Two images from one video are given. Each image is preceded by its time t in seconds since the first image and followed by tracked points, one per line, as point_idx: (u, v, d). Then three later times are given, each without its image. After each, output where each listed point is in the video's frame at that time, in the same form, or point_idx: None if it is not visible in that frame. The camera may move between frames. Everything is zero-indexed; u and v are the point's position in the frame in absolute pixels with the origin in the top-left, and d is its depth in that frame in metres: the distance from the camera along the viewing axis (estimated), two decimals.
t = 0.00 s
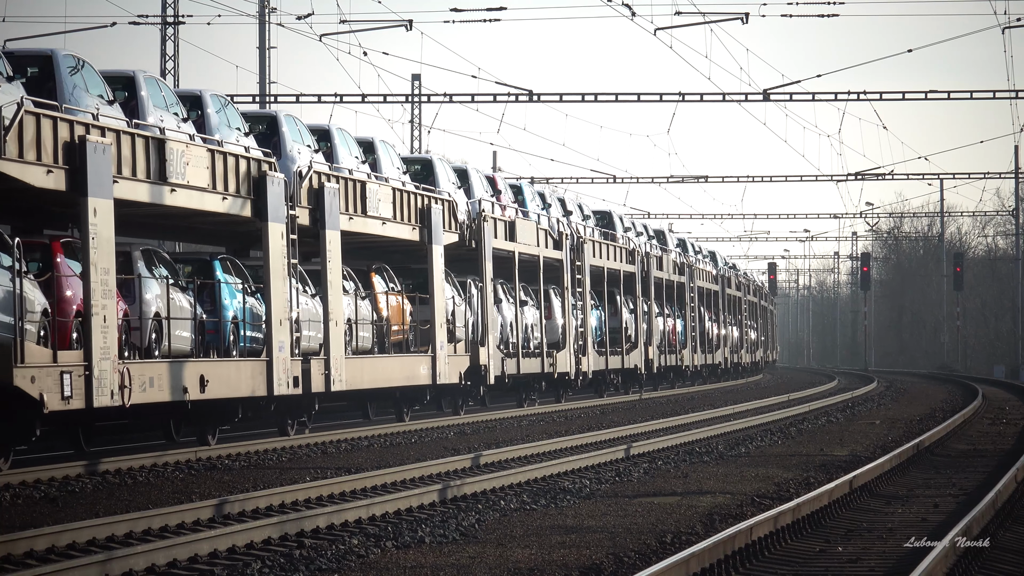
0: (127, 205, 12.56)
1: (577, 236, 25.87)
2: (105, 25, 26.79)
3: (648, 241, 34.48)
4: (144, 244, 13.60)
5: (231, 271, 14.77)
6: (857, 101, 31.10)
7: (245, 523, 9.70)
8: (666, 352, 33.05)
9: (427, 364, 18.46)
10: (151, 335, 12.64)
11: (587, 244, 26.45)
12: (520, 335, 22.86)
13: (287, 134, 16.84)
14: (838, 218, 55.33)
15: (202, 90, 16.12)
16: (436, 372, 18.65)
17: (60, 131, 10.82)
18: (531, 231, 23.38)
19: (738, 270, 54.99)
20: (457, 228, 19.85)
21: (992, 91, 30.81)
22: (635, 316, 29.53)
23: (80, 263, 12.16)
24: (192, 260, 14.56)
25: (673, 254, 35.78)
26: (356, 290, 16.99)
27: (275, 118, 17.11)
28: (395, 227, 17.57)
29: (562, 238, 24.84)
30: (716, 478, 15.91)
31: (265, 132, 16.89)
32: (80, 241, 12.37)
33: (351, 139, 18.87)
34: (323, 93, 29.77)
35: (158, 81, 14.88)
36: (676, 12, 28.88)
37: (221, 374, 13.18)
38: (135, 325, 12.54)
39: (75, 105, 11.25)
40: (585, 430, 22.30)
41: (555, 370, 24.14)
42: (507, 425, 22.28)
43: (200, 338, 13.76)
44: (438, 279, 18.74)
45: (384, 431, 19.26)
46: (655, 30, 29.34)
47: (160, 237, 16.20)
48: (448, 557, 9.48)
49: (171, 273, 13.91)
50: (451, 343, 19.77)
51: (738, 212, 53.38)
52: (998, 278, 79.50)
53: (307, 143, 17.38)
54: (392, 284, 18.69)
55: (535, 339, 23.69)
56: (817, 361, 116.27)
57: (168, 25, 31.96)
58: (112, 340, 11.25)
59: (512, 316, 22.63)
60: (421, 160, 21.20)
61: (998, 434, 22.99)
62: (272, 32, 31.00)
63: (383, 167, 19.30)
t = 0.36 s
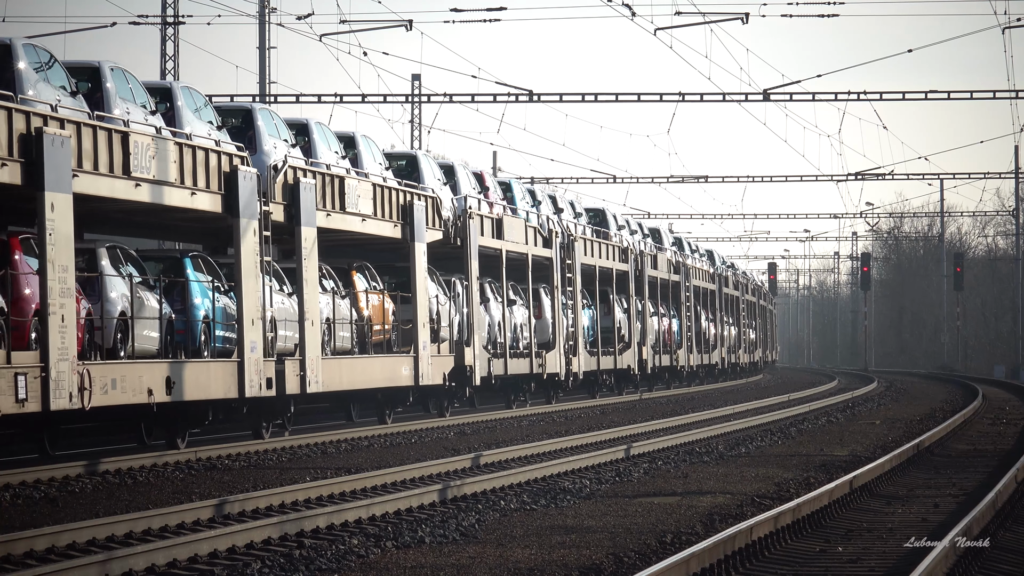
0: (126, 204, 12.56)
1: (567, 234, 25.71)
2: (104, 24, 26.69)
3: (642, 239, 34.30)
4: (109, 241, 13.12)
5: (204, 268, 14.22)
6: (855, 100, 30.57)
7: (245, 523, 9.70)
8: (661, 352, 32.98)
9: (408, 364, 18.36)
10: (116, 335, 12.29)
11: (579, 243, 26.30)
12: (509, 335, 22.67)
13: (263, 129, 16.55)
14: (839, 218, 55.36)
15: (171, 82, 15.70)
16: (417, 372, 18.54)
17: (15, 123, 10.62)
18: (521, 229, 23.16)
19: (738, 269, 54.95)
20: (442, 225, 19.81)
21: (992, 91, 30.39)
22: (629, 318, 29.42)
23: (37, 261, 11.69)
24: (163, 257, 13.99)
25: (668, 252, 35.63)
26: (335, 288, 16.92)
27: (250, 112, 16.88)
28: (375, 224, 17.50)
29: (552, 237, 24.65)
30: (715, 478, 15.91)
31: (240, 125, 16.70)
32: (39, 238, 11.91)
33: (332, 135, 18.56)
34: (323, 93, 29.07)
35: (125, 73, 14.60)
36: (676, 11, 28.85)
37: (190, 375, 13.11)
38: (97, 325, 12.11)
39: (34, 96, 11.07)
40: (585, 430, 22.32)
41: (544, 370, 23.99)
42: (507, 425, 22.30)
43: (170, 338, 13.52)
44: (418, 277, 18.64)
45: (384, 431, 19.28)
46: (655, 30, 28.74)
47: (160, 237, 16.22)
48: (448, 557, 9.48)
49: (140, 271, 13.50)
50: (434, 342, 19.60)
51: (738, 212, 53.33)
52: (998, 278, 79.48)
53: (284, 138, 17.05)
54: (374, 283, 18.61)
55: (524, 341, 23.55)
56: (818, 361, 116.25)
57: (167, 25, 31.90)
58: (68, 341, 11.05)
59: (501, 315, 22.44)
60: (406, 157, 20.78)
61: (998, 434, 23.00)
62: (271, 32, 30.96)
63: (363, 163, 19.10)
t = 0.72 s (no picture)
0: (126, 206, 12.55)
1: (558, 232, 25.41)
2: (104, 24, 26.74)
3: (639, 238, 34.40)
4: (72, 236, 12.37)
5: (173, 266, 13.65)
6: (856, 100, 31.16)
7: (246, 523, 9.70)
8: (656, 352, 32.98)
9: (388, 365, 17.87)
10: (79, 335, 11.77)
11: (569, 241, 25.99)
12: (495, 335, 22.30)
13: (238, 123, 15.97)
14: (839, 218, 55.42)
15: (140, 73, 14.76)
16: (400, 374, 18.08)
17: None
18: (509, 226, 22.80)
19: (738, 269, 55.07)
20: (425, 222, 19.23)
21: (992, 91, 30.70)
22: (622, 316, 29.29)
23: None
24: (133, 254, 13.35)
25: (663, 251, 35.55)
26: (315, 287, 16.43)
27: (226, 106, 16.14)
28: (355, 220, 16.81)
29: (541, 234, 24.32)
30: (715, 478, 15.90)
31: (215, 119, 15.98)
32: None
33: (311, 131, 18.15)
34: (323, 93, 28.95)
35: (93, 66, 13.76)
36: (677, 12, 28.95)
37: (158, 378, 12.44)
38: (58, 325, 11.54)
39: None
40: (585, 430, 22.33)
41: (532, 370, 23.69)
42: (507, 425, 22.31)
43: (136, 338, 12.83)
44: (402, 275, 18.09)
45: (383, 431, 19.27)
46: (655, 30, 29.21)
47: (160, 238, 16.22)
48: (447, 557, 9.49)
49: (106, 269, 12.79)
50: (417, 342, 19.18)
51: (738, 212, 53.46)
52: (998, 278, 79.55)
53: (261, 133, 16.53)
54: (355, 281, 18.12)
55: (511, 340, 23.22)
56: (818, 361, 116.35)
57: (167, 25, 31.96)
58: (23, 340, 10.46)
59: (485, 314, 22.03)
60: (391, 152, 20.45)
61: (998, 434, 23.01)
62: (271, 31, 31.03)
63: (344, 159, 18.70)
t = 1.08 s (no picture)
0: (125, 205, 12.54)
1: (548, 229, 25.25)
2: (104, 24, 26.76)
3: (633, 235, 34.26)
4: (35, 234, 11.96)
5: (140, 262, 13.34)
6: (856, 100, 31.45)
7: (245, 523, 9.70)
8: (654, 352, 32.97)
9: (368, 365, 17.47)
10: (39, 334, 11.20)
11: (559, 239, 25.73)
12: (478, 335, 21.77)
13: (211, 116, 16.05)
14: (839, 218, 55.47)
15: (106, 65, 14.61)
16: (381, 375, 17.70)
17: None
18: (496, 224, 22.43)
19: (737, 269, 55.10)
20: (406, 220, 19.04)
21: (992, 91, 30.89)
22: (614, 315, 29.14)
23: None
24: (98, 252, 13.18)
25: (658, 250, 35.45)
26: (292, 287, 16.38)
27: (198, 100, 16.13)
28: (330, 217, 16.48)
29: (530, 232, 23.98)
30: (715, 478, 15.91)
31: (186, 114, 16.02)
32: None
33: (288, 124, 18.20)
34: (323, 93, 29.71)
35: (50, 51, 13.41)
36: (676, 12, 28.99)
37: (123, 376, 11.78)
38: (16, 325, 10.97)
39: None
40: (586, 430, 22.32)
41: (520, 371, 23.41)
42: (507, 425, 22.30)
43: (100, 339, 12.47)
44: (382, 273, 17.83)
45: (383, 431, 19.28)
46: (655, 30, 29.28)
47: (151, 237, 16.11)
48: (447, 557, 9.48)
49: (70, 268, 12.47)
50: (399, 342, 18.81)
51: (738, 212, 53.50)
52: (999, 278, 79.49)
53: (233, 125, 16.61)
54: (336, 279, 17.92)
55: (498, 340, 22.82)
56: (818, 361, 116.37)
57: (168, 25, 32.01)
58: None
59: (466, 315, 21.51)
60: (373, 147, 20.81)
61: (998, 434, 23.01)
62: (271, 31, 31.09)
63: (323, 153, 18.72)
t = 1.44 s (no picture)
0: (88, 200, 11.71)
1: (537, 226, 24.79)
2: (105, 25, 26.84)
3: (626, 234, 33.94)
4: None
5: (106, 261, 12.43)
6: (855, 100, 31.67)
7: (246, 523, 9.71)
8: (650, 352, 32.94)
9: (346, 367, 16.45)
10: None
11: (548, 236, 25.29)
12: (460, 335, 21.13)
13: (182, 108, 15.23)
14: (839, 218, 55.44)
15: (70, 55, 14.19)
16: (360, 378, 16.71)
17: None
18: (483, 222, 21.77)
19: (737, 269, 55.18)
20: (389, 216, 18.08)
21: (992, 91, 31.07)
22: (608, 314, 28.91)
23: None
24: (61, 249, 12.20)
25: (653, 249, 35.30)
26: (269, 285, 15.39)
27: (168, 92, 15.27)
28: (309, 214, 15.46)
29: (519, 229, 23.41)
30: (715, 478, 15.91)
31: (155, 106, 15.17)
32: None
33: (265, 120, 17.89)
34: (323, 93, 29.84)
35: (8, 41, 12.93)
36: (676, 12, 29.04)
37: (84, 379, 11.01)
38: None
39: None
40: (585, 430, 22.32)
41: (508, 371, 22.84)
42: (507, 425, 22.28)
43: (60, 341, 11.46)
44: (362, 271, 16.82)
45: (384, 431, 19.29)
46: (655, 30, 29.66)
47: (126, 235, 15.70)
48: (447, 557, 9.48)
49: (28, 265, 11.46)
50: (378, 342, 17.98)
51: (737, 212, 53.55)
52: (999, 278, 79.44)
53: (205, 120, 15.84)
54: (315, 278, 17.04)
55: (484, 340, 22.30)
56: (818, 361, 116.36)
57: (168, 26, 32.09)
58: None
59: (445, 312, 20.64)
60: (356, 143, 20.07)
61: (998, 434, 22.99)
62: (271, 31, 31.16)
63: (300, 148, 18.34)
